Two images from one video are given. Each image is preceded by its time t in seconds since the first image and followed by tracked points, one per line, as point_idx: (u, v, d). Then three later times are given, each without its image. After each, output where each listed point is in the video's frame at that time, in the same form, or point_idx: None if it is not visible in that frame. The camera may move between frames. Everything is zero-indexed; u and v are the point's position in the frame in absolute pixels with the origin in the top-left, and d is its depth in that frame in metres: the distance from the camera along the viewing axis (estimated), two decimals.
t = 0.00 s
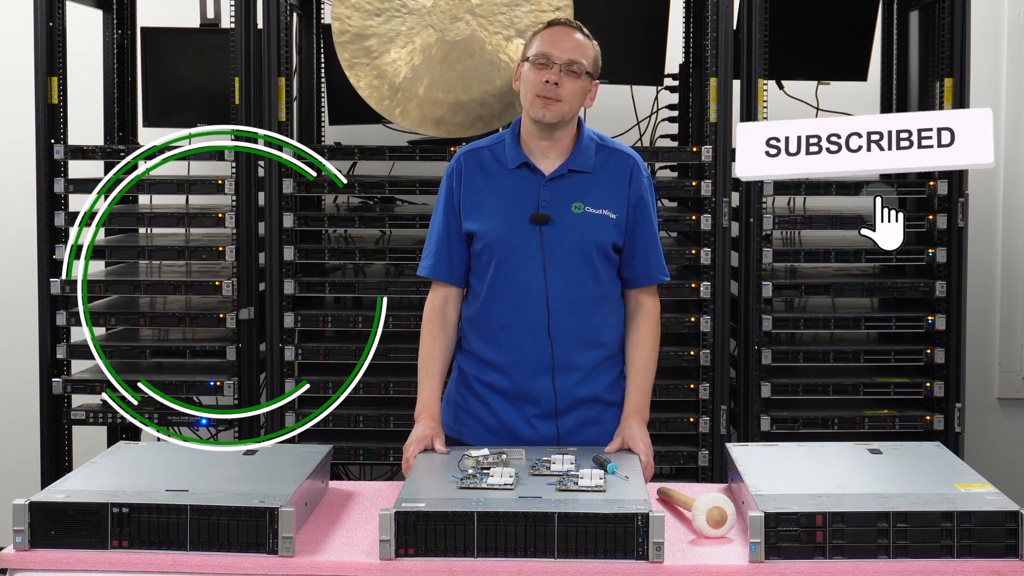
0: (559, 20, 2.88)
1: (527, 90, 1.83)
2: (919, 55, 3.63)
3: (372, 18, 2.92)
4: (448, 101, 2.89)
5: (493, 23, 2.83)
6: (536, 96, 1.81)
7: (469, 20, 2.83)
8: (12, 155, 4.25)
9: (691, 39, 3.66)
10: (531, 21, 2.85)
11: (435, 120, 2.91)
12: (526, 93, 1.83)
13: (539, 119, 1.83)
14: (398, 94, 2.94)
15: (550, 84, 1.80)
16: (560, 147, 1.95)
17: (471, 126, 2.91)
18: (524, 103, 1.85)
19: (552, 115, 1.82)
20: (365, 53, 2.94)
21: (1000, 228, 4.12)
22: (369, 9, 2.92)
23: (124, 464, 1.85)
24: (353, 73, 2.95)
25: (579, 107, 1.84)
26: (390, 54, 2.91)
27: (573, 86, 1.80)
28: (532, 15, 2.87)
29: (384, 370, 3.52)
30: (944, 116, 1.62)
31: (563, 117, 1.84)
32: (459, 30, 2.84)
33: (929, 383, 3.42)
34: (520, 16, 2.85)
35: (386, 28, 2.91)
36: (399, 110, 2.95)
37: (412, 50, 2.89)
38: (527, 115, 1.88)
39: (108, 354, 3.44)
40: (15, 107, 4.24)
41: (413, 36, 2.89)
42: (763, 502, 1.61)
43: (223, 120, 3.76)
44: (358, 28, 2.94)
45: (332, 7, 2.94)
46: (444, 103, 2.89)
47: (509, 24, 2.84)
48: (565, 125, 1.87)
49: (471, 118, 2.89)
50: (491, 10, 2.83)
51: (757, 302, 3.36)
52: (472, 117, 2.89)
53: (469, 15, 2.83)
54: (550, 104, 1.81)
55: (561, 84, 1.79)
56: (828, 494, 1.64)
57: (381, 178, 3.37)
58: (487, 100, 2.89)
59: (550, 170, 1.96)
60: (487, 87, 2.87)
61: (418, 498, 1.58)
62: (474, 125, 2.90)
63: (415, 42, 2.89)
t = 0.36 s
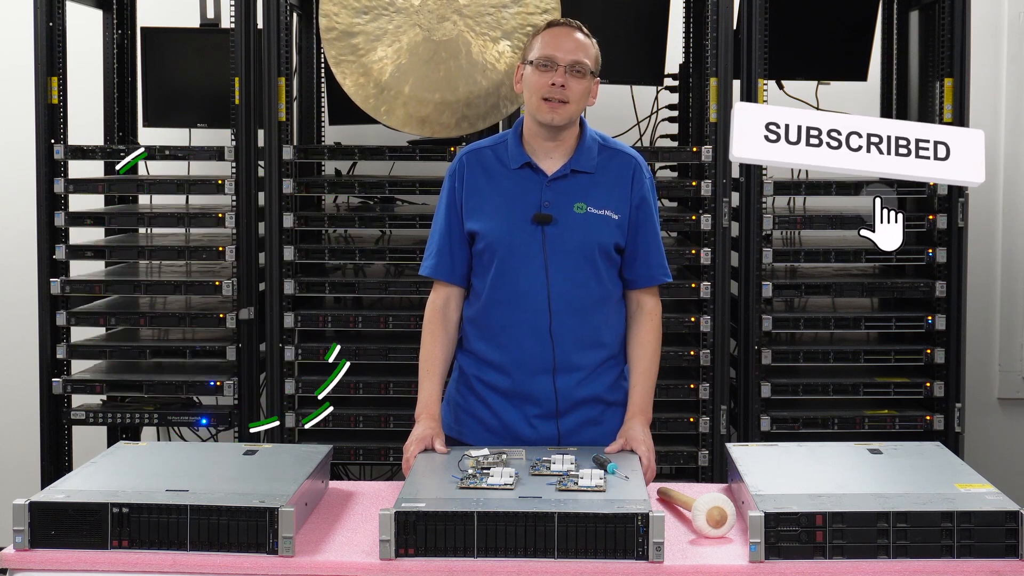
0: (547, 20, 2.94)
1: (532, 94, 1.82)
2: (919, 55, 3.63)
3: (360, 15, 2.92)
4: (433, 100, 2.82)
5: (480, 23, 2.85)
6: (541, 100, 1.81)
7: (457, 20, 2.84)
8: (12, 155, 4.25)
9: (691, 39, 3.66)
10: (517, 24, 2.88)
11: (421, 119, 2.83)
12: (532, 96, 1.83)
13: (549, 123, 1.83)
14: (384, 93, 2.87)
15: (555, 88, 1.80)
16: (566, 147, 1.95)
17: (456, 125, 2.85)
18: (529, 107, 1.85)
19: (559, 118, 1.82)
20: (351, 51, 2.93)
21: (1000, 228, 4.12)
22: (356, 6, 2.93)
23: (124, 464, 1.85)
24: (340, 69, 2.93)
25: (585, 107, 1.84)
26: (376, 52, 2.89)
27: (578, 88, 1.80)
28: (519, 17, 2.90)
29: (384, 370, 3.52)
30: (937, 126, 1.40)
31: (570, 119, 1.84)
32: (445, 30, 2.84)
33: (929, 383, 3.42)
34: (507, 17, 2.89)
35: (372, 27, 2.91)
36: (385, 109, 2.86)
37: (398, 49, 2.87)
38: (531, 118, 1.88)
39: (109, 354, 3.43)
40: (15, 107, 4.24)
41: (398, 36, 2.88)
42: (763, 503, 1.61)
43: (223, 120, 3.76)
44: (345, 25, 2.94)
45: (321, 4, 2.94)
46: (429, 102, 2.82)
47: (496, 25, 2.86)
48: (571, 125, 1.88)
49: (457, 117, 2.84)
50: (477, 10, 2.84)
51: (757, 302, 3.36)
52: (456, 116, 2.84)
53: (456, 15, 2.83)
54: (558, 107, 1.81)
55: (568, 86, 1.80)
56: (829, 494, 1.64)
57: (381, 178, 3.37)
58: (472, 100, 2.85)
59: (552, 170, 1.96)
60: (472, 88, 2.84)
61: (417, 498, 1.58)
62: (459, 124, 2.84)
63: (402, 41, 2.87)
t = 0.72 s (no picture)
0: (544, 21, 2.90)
1: (534, 97, 1.82)
2: (919, 56, 3.63)
3: (358, 15, 2.88)
4: (429, 99, 2.87)
5: (476, 24, 2.84)
6: (546, 103, 1.81)
7: (454, 20, 2.84)
8: (13, 155, 4.25)
9: (691, 39, 3.66)
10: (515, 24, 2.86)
11: (417, 119, 2.88)
12: (535, 100, 1.82)
13: (556, 124, 1.82)
14: (381, 93, 2.88)
15: (558, 89, 1.79)
16: (572, 148, 1.95)
17: (453, 125, 2.90)
18: (533, 111, 1.84)
19: (567, 117, 1.81)
20: (348, 50, 2.89)
21: (1000, 228, 4.12)
22: (353, 6, 2.88)
23: (124, 464, 1.85)
24: (336, 69, 2.89)
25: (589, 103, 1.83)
26: (373, 51, 2.88)
27: (581, 85, 1.80)
28: (517, 18, 2.87)
29: (384, 370, 3.52)
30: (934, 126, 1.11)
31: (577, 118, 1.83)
32: (442, 30, 2.84)
33: (929, 383, 3.42)
34: (503, 18, 2.86)
35: (370, 26, 2.87)
36: (383, 108, 2.89)
37: (396, 49, 2.87)
38: (534, 122, 1.87)
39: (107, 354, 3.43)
40: (15, 107, 4.24)
41: (396, 35, 2.87)
42: (763, 502, 1.61)
43: (223, 120, 3.76)
44: (342, 25, 2.90)
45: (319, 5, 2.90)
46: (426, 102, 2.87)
47: (493, 25, 2.85)
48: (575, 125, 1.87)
49: (454, 116, 2.88)
50: (474, 10, 2.84)
51: (757, 302, 3.36)
52: (453, 116, 2.88)
53: (453, 15, 2.83)
54: (564, 106, 1.80)
55: (570, 86, 1.79)
56: (829, 494, 1.64)
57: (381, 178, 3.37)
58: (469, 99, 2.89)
59: (554, 171, 1.96)
60: (469, 88, 2.87)
61: (417, 498, 1.58)
62: (456, 123, 2.88)
63: (398, 41, 2.87)
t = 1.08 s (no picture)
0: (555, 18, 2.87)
1: (528, 98, 1.82)
2: (918, 56, 3.63)
3: (369, 18, 2.88)
4: (442, 100, 2.88)
5: (489, 23, 2.85)
6: (539, 105, 1.81)
7: (466, 21, 2.84)
8: (13, 155, 4.25)
9: (691, 39, 3.66)
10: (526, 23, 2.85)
11: (431, 119, 2.88)
12: (528, 100, 1.82)
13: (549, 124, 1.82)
14: (394, 95, 2.89)
15: (551, 90, 1.79)
16: (567, 147, 1.95)
17: (466, 125, 2.90)
18: (527, 111, 1.84)
19: (560, 119, 1.82)
20: (361, 53, 2.88)
21: (1000, 228, 4.12)
22: (364, 9, 2.88)
23: (125, 464, 1.85)
24: (349, 72, 2.89)
25: (583, 103, 1.83)
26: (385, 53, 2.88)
27: (573, 85, 1.80)
28: (528, 15, 2.87)
29: (384, 370, 3.52)
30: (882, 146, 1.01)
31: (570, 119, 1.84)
32: (454, 31, 2.84)
33: (929, 383, 3.42)
34: (515, 16, 2.86)
35: (382, 29, 2.88)
36: (397, 109, 2.89)
37: (399, 50, 2.87)
38: (529, 122, 1.87)
39: (108, 354, 3.43)
40: (15, 107, 4.24)
41: (410, 36, 2.87)
42: (763, 503, 1.61)
43: (223, 120, 3.76)
44: (354, 28, 2.89)
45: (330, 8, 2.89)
46: (439, 102, 2.88)
47: (504, 25, 2.85)
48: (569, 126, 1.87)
49: (467, 117, 2.89)
50: (485, 10, 2.84)
51: (757, 302, 3.36)
52: (467, 116, 2.89)
53: (465, 15, 2.84)
54: (557, 106, 1.80)
55: (563, 85, 1.79)
56: (829, 494, 1.64)
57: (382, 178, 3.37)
58: (482, 99, 2.89)
59: (552, 172, 1.96)
60: (482, 88, 2.87)
61: (417, 498, 1.58)
62: (469, 123, 2.89)
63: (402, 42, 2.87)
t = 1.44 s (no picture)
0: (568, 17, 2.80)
1: (518, 124, 1.82)
2: (919, 55, 3.64)
3: (382, 20, 2.86)
4: (457, 100, 2.88)
5: (502, 22, 2.83)
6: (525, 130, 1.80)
7: (478, 20, 2.83)
8: (13, 155, 4.25)
9: (691, 39, 3.66)
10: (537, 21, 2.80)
11: (446, 120, 2.89)
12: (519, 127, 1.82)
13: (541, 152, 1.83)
14: (409, 96, 2.90)
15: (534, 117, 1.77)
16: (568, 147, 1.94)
17: (482, 125, 2.91)
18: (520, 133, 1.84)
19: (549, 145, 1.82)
20: (374, 56, 2.88)
21: (1000, 228, 4.12)
22: (377, 11, 2.86)
23: (125, 464, 1.85)
24: (363, 75, 2.89)
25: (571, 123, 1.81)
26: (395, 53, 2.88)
27: (557, 113, 1.77)
28: (539, 14, 2.81)
29: (384, 370, 3.52)
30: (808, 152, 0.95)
31: (560, 137, 1.82)
32: (467, 30, 2.83)
33: (929, 383, 3.42)
34: (526, 15, 2.82)
35: (396, 31, 2.87)
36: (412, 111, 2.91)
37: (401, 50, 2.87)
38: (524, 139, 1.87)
39: (108, 354, 3.43)
40: (15, 107, 4.24)
41: (421, 36, 2.86)
42: (763, 502, 1.61)
43: (223, 120, 3.76)
44: (367, 31, 2.87)
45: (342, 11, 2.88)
46: (455, 103, 2.88)
47: (516, 23, 2.82)
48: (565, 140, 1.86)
49: (483, 116, 2.89)
50: (498, 8, 2.82)
51: (757, 302, 3.36)
52: (482, 116, 2.89)
53: (477, 15, 2.82)
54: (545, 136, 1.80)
55: (547, 116, 1.77)
56: (828, 494, 1.64)
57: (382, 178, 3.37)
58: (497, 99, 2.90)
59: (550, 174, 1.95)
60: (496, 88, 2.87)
61: (417, 498, 1.58)
62: (485, 123, 2.89)
63: (404, 43, 2.87)
